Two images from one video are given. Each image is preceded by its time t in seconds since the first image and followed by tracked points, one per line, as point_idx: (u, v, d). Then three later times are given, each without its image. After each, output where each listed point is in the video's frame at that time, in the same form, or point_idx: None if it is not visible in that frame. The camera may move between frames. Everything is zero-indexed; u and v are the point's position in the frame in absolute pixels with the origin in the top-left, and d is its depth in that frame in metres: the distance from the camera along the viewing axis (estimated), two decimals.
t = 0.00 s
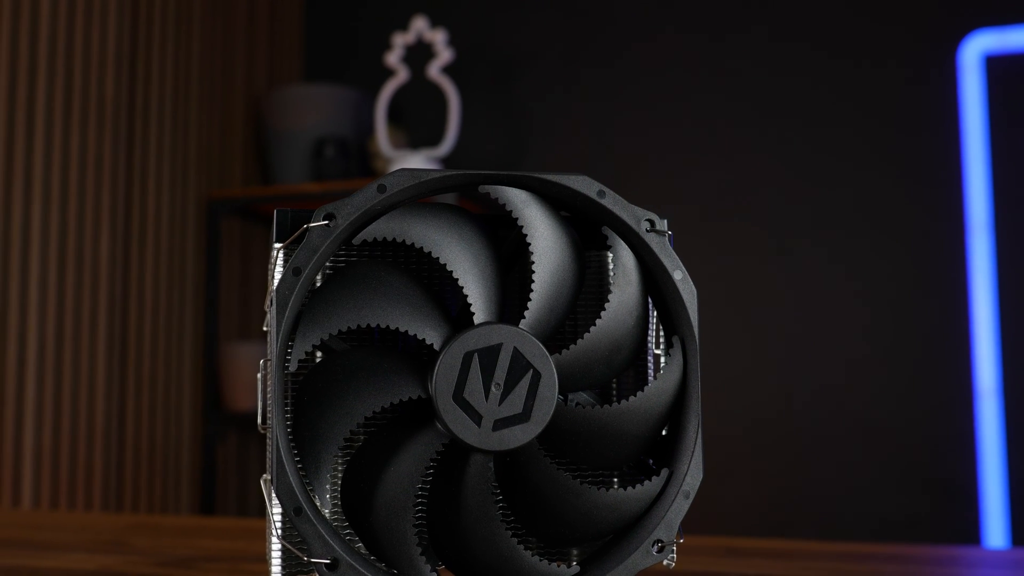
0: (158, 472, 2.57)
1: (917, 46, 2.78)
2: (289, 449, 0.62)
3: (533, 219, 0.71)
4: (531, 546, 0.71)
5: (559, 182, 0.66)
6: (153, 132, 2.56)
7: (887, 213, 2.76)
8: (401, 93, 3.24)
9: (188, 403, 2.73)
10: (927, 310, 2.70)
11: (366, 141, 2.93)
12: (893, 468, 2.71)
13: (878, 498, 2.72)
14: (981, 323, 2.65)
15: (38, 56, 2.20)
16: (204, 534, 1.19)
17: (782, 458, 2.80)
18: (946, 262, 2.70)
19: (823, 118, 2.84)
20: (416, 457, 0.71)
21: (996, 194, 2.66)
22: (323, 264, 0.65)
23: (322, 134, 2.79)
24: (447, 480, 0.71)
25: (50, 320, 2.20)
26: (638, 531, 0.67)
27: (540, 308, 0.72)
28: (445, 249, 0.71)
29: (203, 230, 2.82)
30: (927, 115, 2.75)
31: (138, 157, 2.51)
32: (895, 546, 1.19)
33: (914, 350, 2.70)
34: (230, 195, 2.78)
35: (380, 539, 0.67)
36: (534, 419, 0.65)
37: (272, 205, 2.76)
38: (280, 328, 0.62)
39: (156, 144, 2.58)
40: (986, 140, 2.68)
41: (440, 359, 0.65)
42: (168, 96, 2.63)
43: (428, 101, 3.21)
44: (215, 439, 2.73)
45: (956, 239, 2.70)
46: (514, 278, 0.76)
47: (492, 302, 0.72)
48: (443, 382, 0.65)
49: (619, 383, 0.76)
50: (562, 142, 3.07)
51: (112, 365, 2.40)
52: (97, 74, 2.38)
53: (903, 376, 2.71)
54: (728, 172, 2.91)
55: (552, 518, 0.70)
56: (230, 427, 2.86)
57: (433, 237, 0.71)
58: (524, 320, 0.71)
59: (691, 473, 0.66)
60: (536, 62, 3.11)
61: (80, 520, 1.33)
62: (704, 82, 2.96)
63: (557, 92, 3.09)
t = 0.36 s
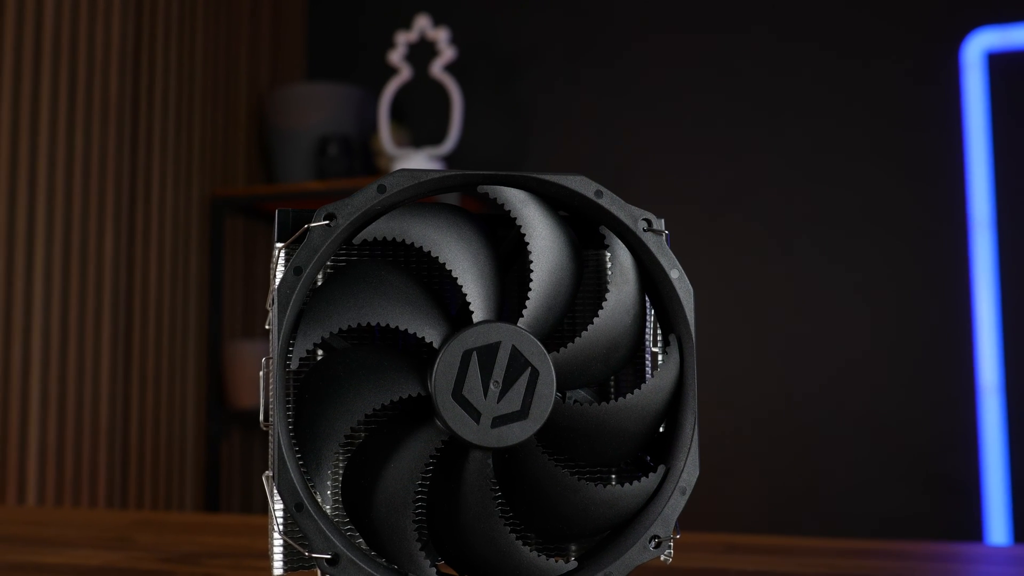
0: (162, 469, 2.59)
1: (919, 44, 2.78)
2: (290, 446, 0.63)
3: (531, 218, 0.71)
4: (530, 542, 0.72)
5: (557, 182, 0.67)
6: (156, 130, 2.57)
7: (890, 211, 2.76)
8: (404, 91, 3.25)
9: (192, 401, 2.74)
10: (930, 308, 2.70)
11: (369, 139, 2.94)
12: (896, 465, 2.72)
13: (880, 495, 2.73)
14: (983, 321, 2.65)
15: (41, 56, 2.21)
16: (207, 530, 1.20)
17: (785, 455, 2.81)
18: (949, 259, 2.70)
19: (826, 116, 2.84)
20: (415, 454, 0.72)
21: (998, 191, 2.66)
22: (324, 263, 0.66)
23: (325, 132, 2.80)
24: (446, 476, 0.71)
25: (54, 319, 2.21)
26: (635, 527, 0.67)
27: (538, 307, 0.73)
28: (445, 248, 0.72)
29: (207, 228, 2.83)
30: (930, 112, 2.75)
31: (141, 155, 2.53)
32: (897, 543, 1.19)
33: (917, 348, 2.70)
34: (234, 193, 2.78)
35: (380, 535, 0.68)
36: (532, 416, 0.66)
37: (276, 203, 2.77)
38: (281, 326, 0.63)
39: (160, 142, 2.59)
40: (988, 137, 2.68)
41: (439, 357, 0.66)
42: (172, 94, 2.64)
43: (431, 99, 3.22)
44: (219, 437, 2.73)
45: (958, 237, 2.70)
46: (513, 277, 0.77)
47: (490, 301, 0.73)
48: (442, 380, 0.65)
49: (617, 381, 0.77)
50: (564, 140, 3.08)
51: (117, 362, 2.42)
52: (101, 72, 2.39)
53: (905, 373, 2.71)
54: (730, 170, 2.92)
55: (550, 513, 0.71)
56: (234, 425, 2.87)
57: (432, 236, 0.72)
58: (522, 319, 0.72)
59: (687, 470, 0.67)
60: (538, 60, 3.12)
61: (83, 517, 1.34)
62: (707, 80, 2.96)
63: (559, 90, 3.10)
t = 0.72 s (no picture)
0: (166, 467, 2.60)
1: (922, 41, 2.78)
2: (292, 443, 0.64)
3: (530, 218, 0.72)
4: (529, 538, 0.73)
5: (555, 183, 0.67)
6: (160, 129, 2.58)
7: (892, 208, 2.77)
8: (407, 90, 3.25)
9: (196, 399, 2.75)
10: (932, 306, 2.70)
11: (372, 138, 2.95)
12: (898, 463, 2.72)
13: (882, 492, 2.73)
14: (985, 319, 2.65)
15: (45, 57, 2.22)
16: (210, 527, 1.21)
17: (787, 452, 2.81)
18: (951, 257, 2.70)
19: (828, 114, 2.85)
20: (416, 450, 0.72)
21: (1000, 189, 2.66)
22: (325, 263, 0.66)
23: (329, 131, 2.81)
24: (446, 472, 0.72)
25: (59, 318, 2.23)
26: (632, 523, 0.68)
27: (536, 306, 0.73)
28: (445, 247, 0.73)
29: (211, 226, 2.84)
30: (932, 110, 2.75)
31: (145, 155, 2.54)
32: (897, 540, 1.20)
33: (919, 346, 2.71)
34: (238, 191, 2.79)
35: (381, 530, 0.68)
36: (530, 414, 0.67)
37: (279, 202, 2.78)
38: (283, 325, 0.64)
39: (164, 141, 2.60)
40: (991, 135, 2.68)
41: (439, 355, 0.66)
42: (176, 94, 2.66)
43: (434, 98, 3.23)
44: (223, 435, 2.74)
45: (961, 235, 2.70)
46: (512, 276, 0.77)
47: (489, 300, 0.73)
48: (442, 378, 0.66)
49: (615, 378, 0.78)
50: (567, 138, 3.09)
51: (121, 361, 2.43)
52: (105, 72, 2.41)
53: (907, 371, 2.72)
54: (733, 168, 2.92)
55: (549, 509, 0.71)
56: (237, 422, 2.88)
57: (432, 236, 0.72)
58: (521, 317, 0.73)
59: (684, 466, 0.68)
60: (541, 59, 3.13)
61: (87, 514, 1.35)
62: (709, 79, 2.97)
63: (562, 88, 3.10)
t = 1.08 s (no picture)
0: (170, 465, 2.62)
1: (924, 39, 2.78)
2: (293, 439, 0.64)
3: (529, 218, 0.73)
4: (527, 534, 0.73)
5: (553, 183, 0.68)
6: (164, 129, 2.60)
7: (895, 206, 2.77)
8: (410, 87, 3.26)
9: (200, 397, 2.76)
10: (935, 303, 2.71)
11: (375, 136, 2.96)
12: (901, 460, 2.72)
13: (885, 489, 2.73)
14: (988, 316, 2.65)
15: (49, 57, 2.23)
16: (214, 524, 1.22)
17: (790, 450, 2.82)
18: (953, 254, 2.70)
19: (830, 112, 2.85)
20: (416, 447, 0.73)
21: (1003, 186, 2.66)
22: (325, 262, 0.67)
23: (332, 129, 2.82)
24: (445, 468, 0.73)
25: (63, 316, 2.24)
26: (629, 519, 0.69)
27: (535, 304, 0.74)
28: (445, 247, 0.74)
29: (214, 224, 2.85)
30: (935, 108, 2.75)
31: (149, 153, 2.55)
32: (900, 536, 1.20)
33: (922, 343, 2.71)
34: (241, 189, 2.80)
35: (381, 526, 0.69)
36: (528, 411, 0.68)
37: (282, 199, 2.78)
38: (285, 323, 0.64)
39: (168, 139, 2.61)
40: (993, 132, 2.68)
41: (439, 353, 0.67)
42: (179, 93, 2.67)
43: (437, 96, 3.24)
44: (227, 432, 2.75)
45: (963, 232, 2.70)
46: (511, 275, 0.79)
47: (488, 298, 0.74)
48: (441, 375, 0.67)
49: (613, 375, 0.78)
50: (569, 136, 3.09)
51: (125, 358, 2.45)
52: (109, 71, 2.41)
53: (910, 369, 2.72)
54: (735, 165, 2.93)
55: (547, 506, 0.72)
56: (242, 420, 2.90)
57: (432, 235, 0.73)
58: (520, 316, 0.74)
59: (681, 462, 0.69)
60: (544, 57, 3.13)
61: (92, 511, 1.37)
62: (711, 76, 2.97)
63: (564, 86, 3.11)
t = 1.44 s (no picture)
0: (175, 462, 2.63)
1: (928, 36, 2.77)
2: (295, 435, 0.65)
3: (528, 218, 0.74)
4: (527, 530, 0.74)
5: (552, 183, 0.69)
6: (168, 127, 2.61)
7: (898, 203, 2.77)
8: (413, 85, 3.27)
9: (204, 394, 2.78)
10: (938, 300, 2.70)
11: (379, 134, 2.96)
12: (903, 458, 2.73)
13: (888, 487, 2.74)
14: (991, 314, 2.65)
15: (53, 56, 2.24)
16: (218, 520, 1.23)
17: (792, 447, 2.82)
18: (956, 251, 2.70)
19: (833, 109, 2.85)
20: (416, 444, 0.74)
21: (1006, 183, 2.65)
22: (327, 262, 0.68)
23: (336, 127, 2.83)
24: (445, 464, 0.74)
25: (67, 314, 2.25)
26: (627, 514, 0.69)
27: (534, 302, 0.75)
28: (445, 246, 0.74)
29: (218, 222, 2.86)
30: (938, 105, 2.75)
31: (153, 152, 2.57)
32: (902, 532, 1.21)
33: (925, 340, 2.71)
34: (245, 187, 2.81)
35: (382, 522, 0.70)
36: (528, 409, 0.68)
37: (286, 197, 2.79)
38: (288, 321, 0.65)
39: (172, 138, 2.63)
40: (996, 129, 2.68)
41: (439, 351, 0.68)
42: (183, 91, 2.68)
43: (440, 94, 3.24)
44: (231, 429, 2.76)
45: (966, 229, 2.70)
46: (511, 275, 0.79)
47: (487, 298, 0.75)
48: (441, 373, 0.68)
49: (612, 372, 0.79)
50: (572, 134, 3.10)
51: (130, 356, 2.46)
52: (113, 69, 2.43)
53: (913, 366, 2.72)
54: (738, 163, 2.93)
55: (546, 501, 0.73)
56: (246, 417, 2.91)
57: (432, 235, 0.74)
58: (519, 315, 0.75)
59: (678, 459, 0.69)
60: (547, 55, 3.14)
61: (98, 507, 1.38)
62: (714, 74, 2.97)
63: (568, 84, 3.11)
